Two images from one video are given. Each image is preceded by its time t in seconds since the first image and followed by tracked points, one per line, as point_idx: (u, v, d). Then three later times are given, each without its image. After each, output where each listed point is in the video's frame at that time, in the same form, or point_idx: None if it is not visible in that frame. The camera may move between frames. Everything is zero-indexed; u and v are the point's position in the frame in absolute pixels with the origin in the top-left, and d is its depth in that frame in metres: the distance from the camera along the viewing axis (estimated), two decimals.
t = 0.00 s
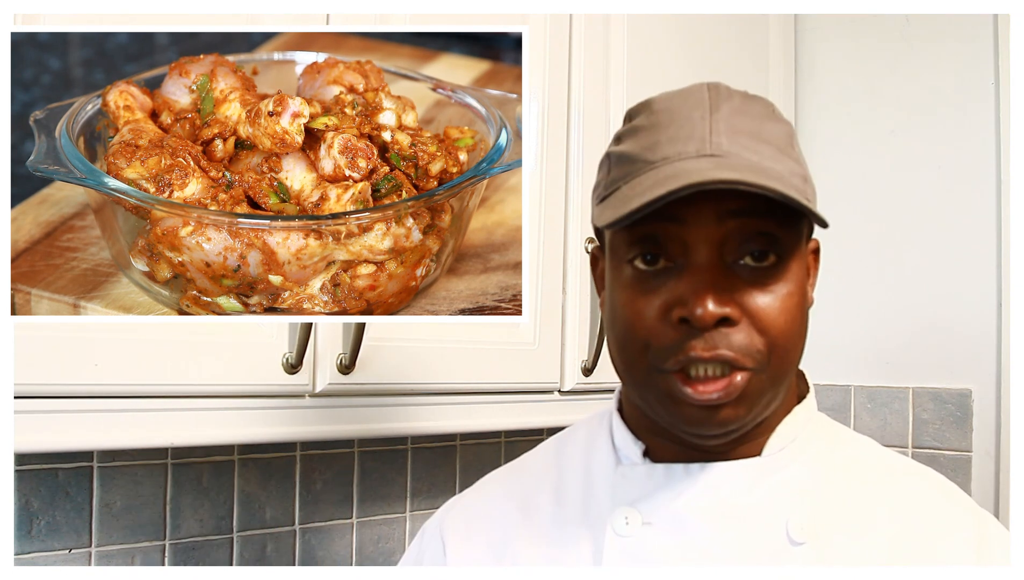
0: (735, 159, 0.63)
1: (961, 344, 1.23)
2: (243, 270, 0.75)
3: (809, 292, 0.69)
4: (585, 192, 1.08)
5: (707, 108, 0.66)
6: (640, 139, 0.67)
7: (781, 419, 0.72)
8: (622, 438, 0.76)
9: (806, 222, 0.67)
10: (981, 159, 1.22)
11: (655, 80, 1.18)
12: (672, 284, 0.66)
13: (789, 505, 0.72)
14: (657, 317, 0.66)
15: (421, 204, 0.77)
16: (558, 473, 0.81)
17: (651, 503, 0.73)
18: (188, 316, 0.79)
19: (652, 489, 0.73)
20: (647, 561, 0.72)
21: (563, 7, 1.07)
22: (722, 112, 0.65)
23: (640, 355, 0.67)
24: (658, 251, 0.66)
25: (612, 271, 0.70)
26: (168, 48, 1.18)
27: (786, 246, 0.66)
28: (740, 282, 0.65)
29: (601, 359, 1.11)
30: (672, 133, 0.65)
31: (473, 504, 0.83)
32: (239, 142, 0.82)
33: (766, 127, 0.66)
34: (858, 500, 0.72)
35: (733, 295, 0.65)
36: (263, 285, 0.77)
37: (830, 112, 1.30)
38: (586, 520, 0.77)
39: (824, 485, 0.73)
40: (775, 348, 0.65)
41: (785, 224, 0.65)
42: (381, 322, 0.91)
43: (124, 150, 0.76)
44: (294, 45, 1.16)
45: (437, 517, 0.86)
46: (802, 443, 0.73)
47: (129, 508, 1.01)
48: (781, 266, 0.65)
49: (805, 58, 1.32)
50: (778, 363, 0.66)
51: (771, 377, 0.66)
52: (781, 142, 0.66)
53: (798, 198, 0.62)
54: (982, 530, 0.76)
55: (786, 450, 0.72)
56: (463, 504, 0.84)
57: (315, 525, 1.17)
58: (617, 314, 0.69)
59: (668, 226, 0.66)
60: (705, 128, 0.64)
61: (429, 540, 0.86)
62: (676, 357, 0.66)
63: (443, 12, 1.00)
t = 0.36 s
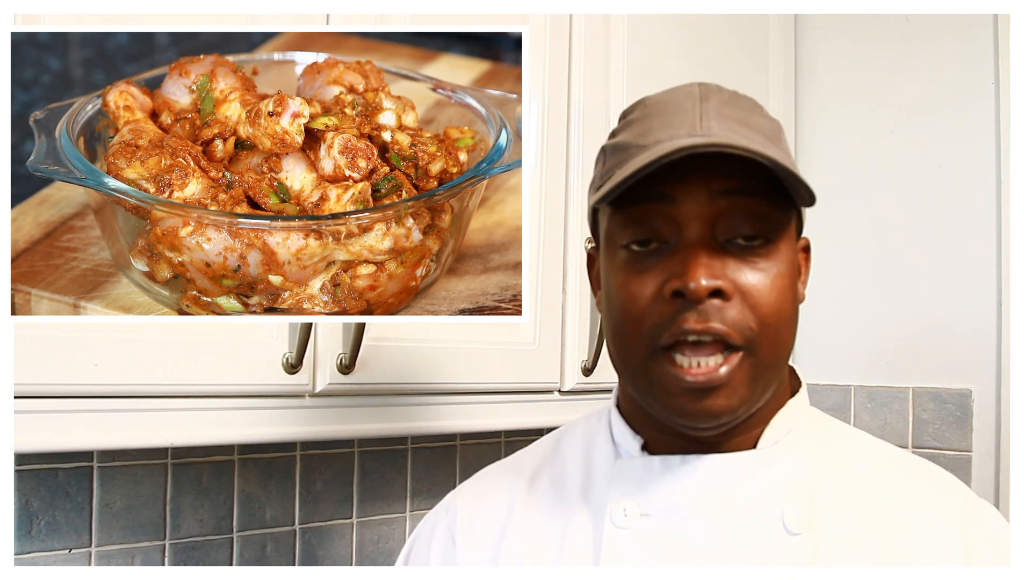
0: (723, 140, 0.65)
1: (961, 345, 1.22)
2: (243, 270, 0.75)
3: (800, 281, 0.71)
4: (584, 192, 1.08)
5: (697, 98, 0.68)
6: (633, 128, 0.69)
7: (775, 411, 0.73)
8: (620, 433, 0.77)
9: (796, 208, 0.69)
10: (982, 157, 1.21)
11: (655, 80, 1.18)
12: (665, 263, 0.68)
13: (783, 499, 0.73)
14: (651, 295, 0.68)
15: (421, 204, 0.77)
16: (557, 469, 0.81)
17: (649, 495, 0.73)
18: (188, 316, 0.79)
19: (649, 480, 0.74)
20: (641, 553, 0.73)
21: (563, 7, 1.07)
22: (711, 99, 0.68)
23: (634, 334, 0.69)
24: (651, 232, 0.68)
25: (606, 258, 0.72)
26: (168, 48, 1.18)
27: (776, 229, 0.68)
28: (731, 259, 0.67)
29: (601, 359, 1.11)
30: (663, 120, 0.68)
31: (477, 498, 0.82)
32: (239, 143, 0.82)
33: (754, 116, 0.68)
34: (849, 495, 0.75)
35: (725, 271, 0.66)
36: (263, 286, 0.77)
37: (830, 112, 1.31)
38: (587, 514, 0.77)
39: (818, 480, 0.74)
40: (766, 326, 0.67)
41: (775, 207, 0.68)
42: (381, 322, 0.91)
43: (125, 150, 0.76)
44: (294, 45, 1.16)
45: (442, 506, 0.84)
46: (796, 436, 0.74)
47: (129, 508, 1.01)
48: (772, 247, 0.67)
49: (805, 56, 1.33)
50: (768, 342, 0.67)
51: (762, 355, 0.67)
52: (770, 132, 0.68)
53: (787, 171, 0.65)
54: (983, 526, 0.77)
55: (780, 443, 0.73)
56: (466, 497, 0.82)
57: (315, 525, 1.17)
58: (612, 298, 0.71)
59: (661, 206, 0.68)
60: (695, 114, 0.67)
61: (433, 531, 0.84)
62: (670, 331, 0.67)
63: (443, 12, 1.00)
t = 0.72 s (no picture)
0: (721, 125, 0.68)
1: (962, 345, 1.21)
2: (243, 270, 0.75)
3: (794, 274, 0.74)
4: (584, 192, 1.08)
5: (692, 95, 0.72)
6: (631, 123, 0.72)
7: (776, 403, 0.75)
8: (624, 428, 0.77)
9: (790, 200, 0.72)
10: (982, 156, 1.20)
11: (655, 80, 1.18)
12: (666, 249, 0.69)
13: (785, 492, 0.73)
14: (652, 279, 0.69)
15: (421, 204, 0.77)
16: (561, 464, 0.81)
17: (655, 487, 0.73)
18: (188, 316, 0.79)
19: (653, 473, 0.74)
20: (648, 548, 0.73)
21: (563, 7, 1.07)
22: (706, 94, 0.71)
23: (636, 318, 0.70)
24: (652, 220, 0.70)
25: (607, 251, 0.73)
26: (168, 48, 1.18)
27: (771, 217, 0.71)
28: (730, 244, 0.69)
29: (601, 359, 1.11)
30: (660, 112, 0.71)
31: (487, 491, 0.81)
32: (239, 143, 0.82)
33: (747, 112, 0.72)
34: (849, 490, 0.75)
35: (724, 255, 0.68)
36: (263, 285, 0.77)
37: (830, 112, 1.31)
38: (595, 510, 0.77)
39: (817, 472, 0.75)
40: (765, 307, 0.68)
41: (770, 197, 0.71)
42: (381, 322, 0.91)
43: (125, 150, 0.76)
44: (293, 45, 1.16)
45: (450, 496, 0.83)
46: (795, 432, 0.75)
47: (129, 508, 1.01)
48: (768, 234, 0.70)
49: (805, 55, 1.34)
50: (768, 323, 0.69)
51: (762, 336, 0.69)
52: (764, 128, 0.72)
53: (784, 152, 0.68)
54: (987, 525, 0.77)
55: (780, 438, 0.73)
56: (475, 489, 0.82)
57: (315, 525, 1.17)
58: (613, 287, 0.72)
59: (660, 194, 0.70)
60: (692, 105, 0.70)
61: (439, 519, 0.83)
62: (672, 312, 0.68)
63: (443, 12, 1.00)
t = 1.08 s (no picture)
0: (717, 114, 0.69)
1: (961, 345, 1.22)
2: (243, 270, 0.75)
3: (789, 272, 0.73)
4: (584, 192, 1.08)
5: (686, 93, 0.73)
6: (628, 119, 0.74)
7: (773, 403, 0.74)
8: (621, 429, 0.77)
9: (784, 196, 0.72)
10: (982, 158, 1.21)
11: (655, 80, 1.18)
12: (659, 241, 0.69)
13: (784, 490, 0.73)
14: (645, 271, 0.69)
15: (421, 204, 0.77)
16: (560, 464, 0.81)
17: (653, 489, 0.74)
18: (188, 316, 0.79)
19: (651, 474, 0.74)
20: (648, 550, 0.73)
21: (563, 7, 1.07)
22: (700, 90, 0.73)
23: (629, 309, 0.69)
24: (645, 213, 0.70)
25: (602, 246, 0.73)
26: (168, 48, 1.18)
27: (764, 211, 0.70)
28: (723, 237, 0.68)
29: (601, 359, 1.11)
30: (654, 105, 0.72)
31: (485, 490, 0.81)
32: (239, 142, 0.82)
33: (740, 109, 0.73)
34: (848, 487, 0.75)
35: (717, 247, 0.68)
36: (263, 286, 0.77)
37: (830, 112, 1.30)
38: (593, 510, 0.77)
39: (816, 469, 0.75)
40: (758, 299, 0.68)
41: (763, 190, 0.71)
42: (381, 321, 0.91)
43: (124, 150, 0.76)
44: (294, 45, 1.16)
45: (450, 497, 0.84)
46: (793, 430, 0.75)
47: (129, 508, 1.01)
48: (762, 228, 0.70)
49: (805, 56, 1.33)
50: (761, 315, 0.68)
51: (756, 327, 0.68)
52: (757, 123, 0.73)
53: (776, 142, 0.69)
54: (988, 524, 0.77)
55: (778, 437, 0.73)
56: (474, 488, 0.82)
57: (315, 525, 1.17)
58: (608, 281, 0.72)
59: (654, 187, 0.70)
60: (685, 99, 0.71)
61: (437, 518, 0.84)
62: (665, 303, 0.67)
63: (443, 12, 1.00)
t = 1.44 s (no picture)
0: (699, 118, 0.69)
1: (962, 345, 1.22)
2: (243, 270, 0.75)
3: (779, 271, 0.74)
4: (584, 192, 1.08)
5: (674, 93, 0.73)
6: (614, 119, 0.73)
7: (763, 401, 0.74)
8: (612, 428, 0.77)
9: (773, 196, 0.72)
10: (982, 158, 1.21)
11: (656, 80, 1.18)
12: (645, 246, 0.70)
13: (777, 486, 0.73)
14: (631, 276, 0.70)
15: (421, 204, 0.77)
16: (552, 462, 0.81)
17: (644, 489, 0.74)
18: (188, 316, 0.79)
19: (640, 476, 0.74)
20: (641, 547, 0.74)
21: (563, 7, 1.07)
22: (688, 91, 0.72)
23: (616, 315, 0.71)
24: (631, 218, 0.71)
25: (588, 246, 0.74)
26: (168, 48, 1.18)
27: (752, 214, 0.71)
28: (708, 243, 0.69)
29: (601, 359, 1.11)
30: (639, 109, 0.72)
31: (481, 485, 0.81)
32: (239, 142, 0.82)
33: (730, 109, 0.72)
34: (846, 486, 0.75)
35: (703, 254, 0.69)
36: (263, 286, 0.76)
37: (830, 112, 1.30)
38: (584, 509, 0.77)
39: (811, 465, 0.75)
40: (744, 303, 0.69)
41: (750, 192, 0.71)
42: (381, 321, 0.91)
43: (124, 150, 0.76)
44: (294, 45, 1.16)
45: (446, 492, 0.83)
46: (785, 425, 0.75)
47: (129, 508, 1.01)
48: (748, 231, 0.70)
49: (804, 56, 1.33)
50: (747, 318, 0.69)
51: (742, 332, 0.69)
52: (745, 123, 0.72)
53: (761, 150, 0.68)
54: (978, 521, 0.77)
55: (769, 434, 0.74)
56: (470, 484, 0.82)
57: (315, 525, 1.17)
58: (595, 284, 0.73)
59: (639, 192, 0.71)
60: (672, 102, 0.71)
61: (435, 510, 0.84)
62: (652, 311, 0.69)
63: (443, 12, 1.00)
